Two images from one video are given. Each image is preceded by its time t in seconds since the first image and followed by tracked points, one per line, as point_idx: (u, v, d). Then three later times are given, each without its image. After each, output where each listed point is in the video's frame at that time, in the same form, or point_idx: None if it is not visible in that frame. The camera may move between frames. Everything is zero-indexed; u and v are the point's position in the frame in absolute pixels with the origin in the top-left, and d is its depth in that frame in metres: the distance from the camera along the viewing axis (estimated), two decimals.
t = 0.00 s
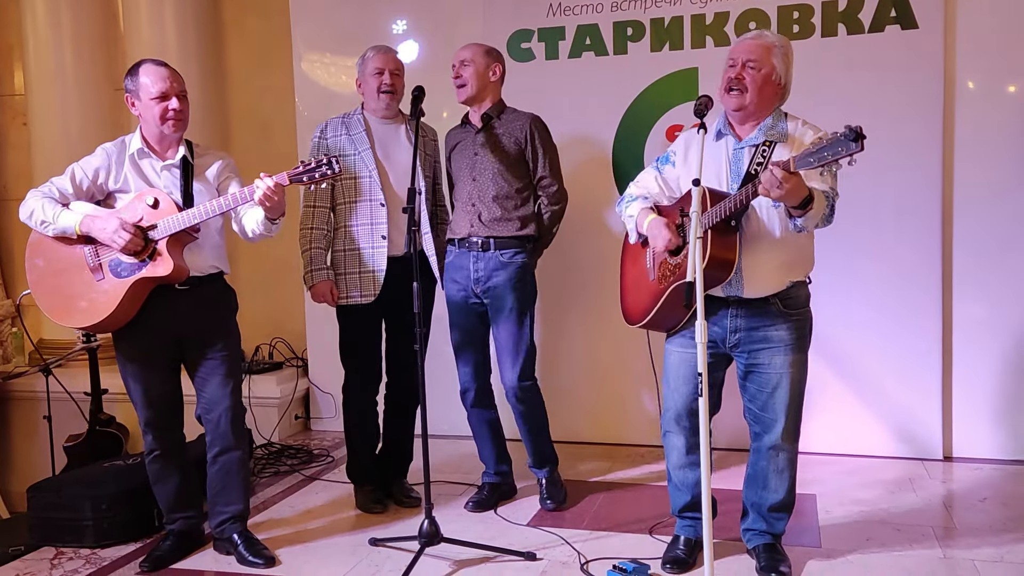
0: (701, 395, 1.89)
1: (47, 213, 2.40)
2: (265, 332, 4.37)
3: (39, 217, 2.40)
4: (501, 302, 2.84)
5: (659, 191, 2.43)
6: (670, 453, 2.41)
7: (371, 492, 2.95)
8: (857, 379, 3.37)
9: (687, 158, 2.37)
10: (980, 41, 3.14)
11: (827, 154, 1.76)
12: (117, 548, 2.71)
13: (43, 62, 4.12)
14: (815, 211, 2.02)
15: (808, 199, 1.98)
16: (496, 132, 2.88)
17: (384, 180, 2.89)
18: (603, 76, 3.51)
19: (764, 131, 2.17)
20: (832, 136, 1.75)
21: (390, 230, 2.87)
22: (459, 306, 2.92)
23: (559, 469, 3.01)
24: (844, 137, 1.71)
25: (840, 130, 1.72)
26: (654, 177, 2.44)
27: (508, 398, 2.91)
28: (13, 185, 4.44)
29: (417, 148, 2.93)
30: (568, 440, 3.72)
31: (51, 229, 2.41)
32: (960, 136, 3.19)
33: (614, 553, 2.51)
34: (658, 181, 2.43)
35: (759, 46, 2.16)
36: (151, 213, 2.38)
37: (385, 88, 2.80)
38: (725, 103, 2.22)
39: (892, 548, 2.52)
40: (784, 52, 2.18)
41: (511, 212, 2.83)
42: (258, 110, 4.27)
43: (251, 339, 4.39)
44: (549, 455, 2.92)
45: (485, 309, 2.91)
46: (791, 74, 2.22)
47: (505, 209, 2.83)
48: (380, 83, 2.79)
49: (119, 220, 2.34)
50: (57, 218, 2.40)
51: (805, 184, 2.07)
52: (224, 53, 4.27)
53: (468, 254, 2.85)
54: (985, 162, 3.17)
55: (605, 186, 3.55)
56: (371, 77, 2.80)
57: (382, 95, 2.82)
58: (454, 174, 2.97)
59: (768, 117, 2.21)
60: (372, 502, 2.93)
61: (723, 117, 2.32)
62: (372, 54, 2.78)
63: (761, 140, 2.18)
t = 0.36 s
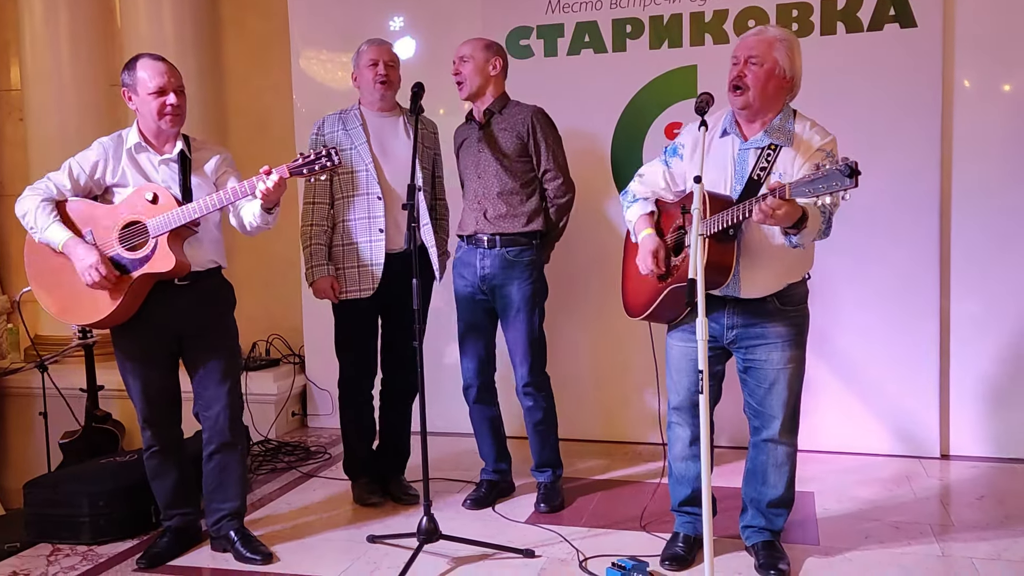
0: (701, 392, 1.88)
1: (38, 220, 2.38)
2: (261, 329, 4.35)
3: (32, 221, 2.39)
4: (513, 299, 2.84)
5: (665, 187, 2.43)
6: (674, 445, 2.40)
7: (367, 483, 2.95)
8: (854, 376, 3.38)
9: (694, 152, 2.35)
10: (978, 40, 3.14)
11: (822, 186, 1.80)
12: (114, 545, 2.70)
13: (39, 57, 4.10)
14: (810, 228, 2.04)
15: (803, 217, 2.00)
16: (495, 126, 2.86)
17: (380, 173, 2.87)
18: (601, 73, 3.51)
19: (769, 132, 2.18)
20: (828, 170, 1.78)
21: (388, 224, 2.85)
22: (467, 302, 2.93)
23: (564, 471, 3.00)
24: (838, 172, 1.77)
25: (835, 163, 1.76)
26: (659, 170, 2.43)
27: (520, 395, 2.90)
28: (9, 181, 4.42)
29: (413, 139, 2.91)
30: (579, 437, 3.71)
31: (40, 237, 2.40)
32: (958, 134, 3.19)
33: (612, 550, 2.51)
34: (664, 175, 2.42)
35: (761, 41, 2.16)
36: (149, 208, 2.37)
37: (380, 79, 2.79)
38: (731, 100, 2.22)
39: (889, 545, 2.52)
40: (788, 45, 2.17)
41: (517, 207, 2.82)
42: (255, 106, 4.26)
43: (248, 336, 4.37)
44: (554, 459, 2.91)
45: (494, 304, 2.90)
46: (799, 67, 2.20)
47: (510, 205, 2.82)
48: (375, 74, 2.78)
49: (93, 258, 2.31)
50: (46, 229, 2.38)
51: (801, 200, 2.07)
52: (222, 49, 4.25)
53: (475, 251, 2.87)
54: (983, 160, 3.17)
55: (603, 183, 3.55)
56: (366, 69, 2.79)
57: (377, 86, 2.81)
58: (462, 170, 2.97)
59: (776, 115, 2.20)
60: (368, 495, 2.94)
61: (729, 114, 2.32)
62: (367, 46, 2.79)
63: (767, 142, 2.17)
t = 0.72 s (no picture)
0: (695, 395, 1.88)
1: (34, 205, 2.37)
2: (255, 331, 4.34)
3: (28, 210, 2.37)
4: (515, 301, 2.84)
5: (661, 186, 2.43)
6: (673, 446, 2.40)
7: (362, 486, 2.96)
8: (847, 378, 3.38)
9: (688, 157, 2.35)
10: (970, 42, 3.15)
11: (811, 203, 1.83)
12: (107, 548, 2.69)
13: (31, 58, 4.09)
14: (803, 238, 2.06)
15: (795, 227, 2.02)
16: (491, 126, 2.87)
17: (371, 175, 2.88)
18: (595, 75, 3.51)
19: (762, 136, 2.18)
20: (818, 187, 1.82)
21: (380, 227, 2.86)
22: (468, 303, 2.93)
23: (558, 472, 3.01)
24: (828, 188, 1.79)
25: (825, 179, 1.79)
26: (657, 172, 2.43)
27: (519, 394, 2.91)
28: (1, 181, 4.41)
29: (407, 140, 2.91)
30: (576, 438, 3.71)
31: (41, 219, 2.38)
32: (950, 137, 3.20)
33: (606, 552, 2.51)
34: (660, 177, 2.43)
35: (753, 45, 2.17)
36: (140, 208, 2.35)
37: (373, 84, 2.79)
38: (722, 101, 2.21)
39: (881, 547, 2.53)
40: (781, 49, 2.18)
41: (516, 208, 2.82)
42: (248, 107, 4.25)
43: (242, 338, 4.36)
44: (550, 460, 2.92)
45: (495, 304, 2.91)
46: (792, 71, 2.20)
47: (509, 207, 2.82)
48: (368, 79, 2.78)
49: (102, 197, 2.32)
50: (45, 208, 2.36)
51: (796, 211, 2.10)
52: (215, 49, 4.24)
53: (477, 252, 2.87)
54: (975, 163, 3.18)
55: (597, 185, 3.55)
56: (361, 73, 2.79)
57: (371, 91, 2.80)
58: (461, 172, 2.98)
59: (770, 118, 2.20)
60: (363, 498, 2.94)
61: (724, 118, 2.32)
62: (363, 50, 2.78)
63: (762, 147, 2.18)
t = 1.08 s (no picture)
0: (687, 397, 1.89)
1: (24, 212, 2.37)
2: (247, 333, 4.33)
3: (16, 216, 2.37)
4: (518, 301, 2.85)
5: (655, 187, 2.43)
6: (664, 451, 2.41)
7: (355, 491, 2.93)
8: (840, 379, 3.39)
9: (684, 157, 2.37)
10: (962, 45, 3.16)
11: (809, 175, 1.78)
12: (97, 551, 2.67)
13: (22, 59, 4.07)
14: (803, 221, 2.04)
15: (795, 209, 2.00)
16: (490, 128, 2.87)
17: (362, 179, 2.86)
18: (588, 77, 3.51)
19: (757, 134, 2.18)
20: (815, 158, 1.77)
21: (368, 236, 2.85)
22: (471, 305, 2.93)
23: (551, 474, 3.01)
24: (826, 158, 1.74)
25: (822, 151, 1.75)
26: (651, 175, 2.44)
27: (519, 394, 2.90)
28: None
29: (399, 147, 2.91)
30: (573, 440, 3.70)
31: (28, 228, 2.38)
32: (942, 140, 3.22)
33: (598, 554, 2.52)
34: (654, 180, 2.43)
35: (748, 45, 2.18)
36: (130, 211, 2.35)
37: (368, 88, 2.79)
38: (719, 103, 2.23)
39: (873, 548, 2.54)
40: (775, 49, 2.18)
41: (520, 210, 2.82)
42: (241, 108, 4.24)
43: (235, 339, 4.35)
44: (543, 462, 2.91)
45: (500, 305, 2.92)
46: (786, 70, 2.21)
47: (514, 208, 2.82)
48: (363, 83, 2.79)
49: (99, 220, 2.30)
50: (34, 217, 2.36)
51: (793, 193, 2.08)
52: (208, 50, 4.24)
53: (482, 254, 2.87)
54: (966, 165, 3.20)
55: (591, 187, 3.55)
56: (356, 77, 2.80)
57: (365, 96, 2.80)
58: (464, 174, 2.98)
59: (764, 118, 2.22)
60: (356, 503, 2.91)
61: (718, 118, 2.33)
62: (360, 54, 2.79)
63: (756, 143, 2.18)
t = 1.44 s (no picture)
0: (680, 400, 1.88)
1: (14, 228, 2.37)
2: (243, 335, 4.33)
3: (6, 229, 2.37)
4: (522, 303, 2.85)
5: (647, 202, 2.43)
6: (658, 459, 2.41)
7: (349, 493, 2.93)
8: (835, 382, 3.40)
9: (673, 165, 2.38)
10: (956, 49, 3.17)
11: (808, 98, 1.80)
12: (90, 555, 2.67)
13: (17, 62, 4.07)
14: (806, 175, 2.02)
15: (798, 160, 1.99)
16: (493, 133, 2.88)
17: (357, 178, 2.87)
18: (583, 80, 3.52)
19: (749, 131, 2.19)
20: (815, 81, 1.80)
21: (364, 229, 2.85)
22: (477, 309, 2.94)
23: (547, 477, 3.02)
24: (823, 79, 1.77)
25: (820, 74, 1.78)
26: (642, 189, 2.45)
27: (519, 395, 2.90)
28: None
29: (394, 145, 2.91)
30: (569, 442, 3.71)
31: (16, 244, 2.38)
32: (935, 143, 3.23)
33: (593, 557, 2.52)
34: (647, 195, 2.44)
35: (736, 53, 2.18)
36: (127, 216, 2.36)
37: (362, 89, 2.79)
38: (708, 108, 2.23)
39: (867, 551, 2.55)
40: (761, 56, 2.20)
41: (525, 212, 2.82)
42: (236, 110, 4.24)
43: (230, 342, 4.35)
44: (538, 465, 2.92)
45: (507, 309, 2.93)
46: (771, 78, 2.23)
47: (521, 211, 2.82)
48: (357, 85, 2.79)
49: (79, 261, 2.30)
50: (23, 236, 2.36)
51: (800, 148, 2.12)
52: (203, 52, 4.23)
53: (489, 257, 2.88)
54: (960, 168, 3.21)
55: (586, 190, 3.56)
56: (350, 79, 2.79)
57: (359, 96, 2.81)
58: (468, 180, 2.99)
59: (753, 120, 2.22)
60: (349, 506, 2.90)
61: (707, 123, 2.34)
62: (353, 55, 2.78)
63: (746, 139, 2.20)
